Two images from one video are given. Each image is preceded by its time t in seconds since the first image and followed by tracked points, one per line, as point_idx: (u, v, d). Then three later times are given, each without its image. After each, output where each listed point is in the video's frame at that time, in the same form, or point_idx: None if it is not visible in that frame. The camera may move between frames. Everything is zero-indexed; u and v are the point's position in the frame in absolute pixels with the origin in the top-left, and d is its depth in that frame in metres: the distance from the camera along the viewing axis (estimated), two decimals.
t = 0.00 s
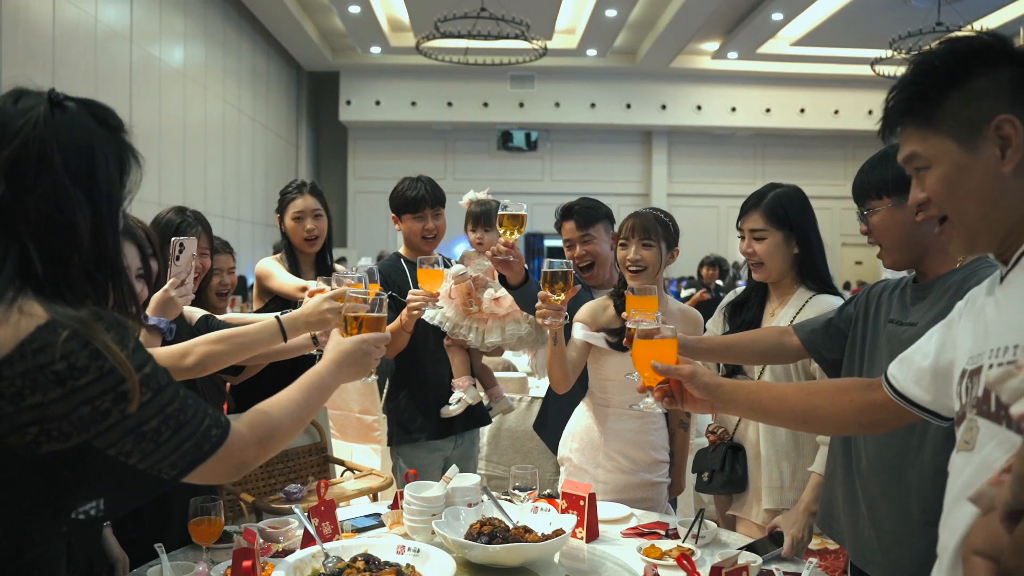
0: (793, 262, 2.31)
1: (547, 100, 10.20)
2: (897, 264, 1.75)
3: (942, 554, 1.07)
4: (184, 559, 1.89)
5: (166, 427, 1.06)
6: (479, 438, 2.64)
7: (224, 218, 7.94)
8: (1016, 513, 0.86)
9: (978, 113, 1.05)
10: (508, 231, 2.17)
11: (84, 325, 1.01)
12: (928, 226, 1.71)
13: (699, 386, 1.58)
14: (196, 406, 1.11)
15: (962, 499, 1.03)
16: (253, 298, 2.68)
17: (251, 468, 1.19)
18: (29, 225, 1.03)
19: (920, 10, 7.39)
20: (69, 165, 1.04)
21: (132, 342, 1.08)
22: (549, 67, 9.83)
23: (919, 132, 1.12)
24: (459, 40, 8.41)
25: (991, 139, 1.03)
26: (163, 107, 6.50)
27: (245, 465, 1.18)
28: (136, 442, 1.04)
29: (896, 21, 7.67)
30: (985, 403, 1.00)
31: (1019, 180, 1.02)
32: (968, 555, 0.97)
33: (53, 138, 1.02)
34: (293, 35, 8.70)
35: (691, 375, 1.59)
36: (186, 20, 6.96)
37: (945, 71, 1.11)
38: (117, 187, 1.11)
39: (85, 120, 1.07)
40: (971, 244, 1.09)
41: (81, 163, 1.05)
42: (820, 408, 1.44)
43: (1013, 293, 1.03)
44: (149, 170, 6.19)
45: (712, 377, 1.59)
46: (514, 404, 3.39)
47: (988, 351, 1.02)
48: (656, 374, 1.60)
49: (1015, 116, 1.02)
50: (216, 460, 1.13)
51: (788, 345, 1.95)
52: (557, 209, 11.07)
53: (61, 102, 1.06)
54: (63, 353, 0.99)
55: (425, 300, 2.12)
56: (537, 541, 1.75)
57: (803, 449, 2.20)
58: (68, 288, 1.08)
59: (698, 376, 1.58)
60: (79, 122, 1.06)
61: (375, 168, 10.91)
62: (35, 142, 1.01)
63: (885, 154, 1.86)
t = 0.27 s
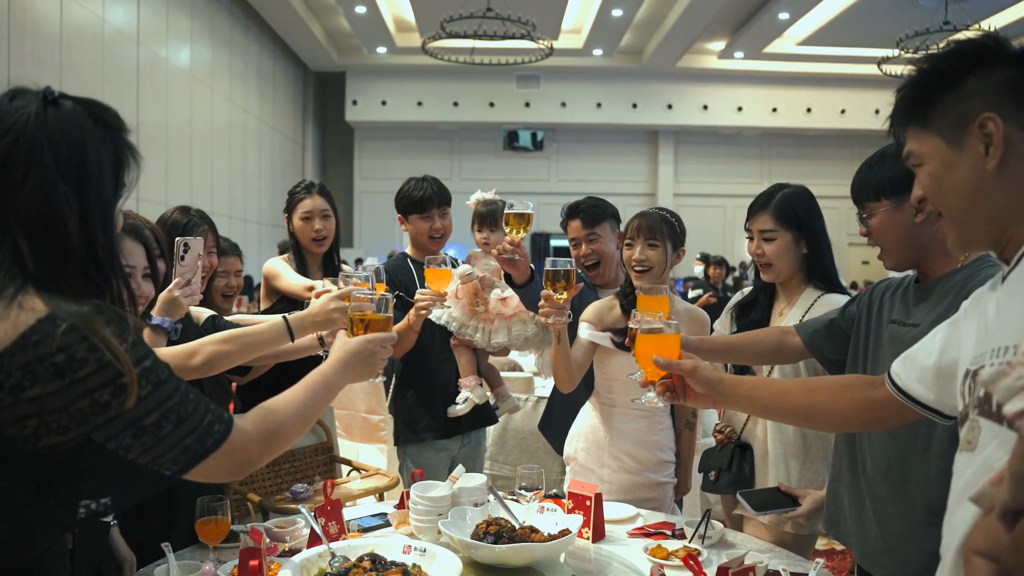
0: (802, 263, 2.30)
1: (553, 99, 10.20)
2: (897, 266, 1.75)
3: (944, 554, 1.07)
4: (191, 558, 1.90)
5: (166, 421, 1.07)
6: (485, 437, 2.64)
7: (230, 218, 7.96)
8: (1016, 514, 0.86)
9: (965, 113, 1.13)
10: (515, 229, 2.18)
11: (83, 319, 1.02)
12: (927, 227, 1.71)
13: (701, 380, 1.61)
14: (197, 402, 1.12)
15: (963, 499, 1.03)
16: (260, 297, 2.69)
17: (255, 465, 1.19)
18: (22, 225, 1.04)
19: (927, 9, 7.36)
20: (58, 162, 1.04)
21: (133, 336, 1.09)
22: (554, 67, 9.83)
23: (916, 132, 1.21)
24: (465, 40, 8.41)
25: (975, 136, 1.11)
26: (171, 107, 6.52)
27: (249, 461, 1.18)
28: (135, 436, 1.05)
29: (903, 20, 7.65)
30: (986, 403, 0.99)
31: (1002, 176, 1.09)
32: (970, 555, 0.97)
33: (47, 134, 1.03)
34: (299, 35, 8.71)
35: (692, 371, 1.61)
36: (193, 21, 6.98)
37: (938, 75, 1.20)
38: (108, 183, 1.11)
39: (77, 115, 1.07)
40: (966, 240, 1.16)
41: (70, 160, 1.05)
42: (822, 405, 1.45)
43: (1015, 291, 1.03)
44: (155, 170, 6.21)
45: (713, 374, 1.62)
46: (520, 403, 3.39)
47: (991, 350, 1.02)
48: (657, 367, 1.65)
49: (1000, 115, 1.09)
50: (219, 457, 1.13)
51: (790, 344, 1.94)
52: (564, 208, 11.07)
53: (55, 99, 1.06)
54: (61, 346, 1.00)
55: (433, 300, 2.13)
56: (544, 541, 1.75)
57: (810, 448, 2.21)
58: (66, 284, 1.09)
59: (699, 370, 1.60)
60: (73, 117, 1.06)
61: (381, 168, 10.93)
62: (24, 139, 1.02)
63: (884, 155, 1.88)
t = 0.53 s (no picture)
0: (812, 262, 2.30)
1: (562, 99, 10.20)
2: (900, 267, 1.75)
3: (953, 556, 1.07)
4: (199, 556, 1.90)
5: (178, 410, 1.08)
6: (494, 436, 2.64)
7: (239, 218, 7.99)
8: None
9: (971, 109, 1.14)
10: (523, 228, 2.18)
11: (93, 309, 1.03)
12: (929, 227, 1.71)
13: (700, 377, 1.63)
14: (209, 392, 1.13)
15: (972, 501, 1.02)
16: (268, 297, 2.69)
17: (265, 458, 1.21)
18: (27, 222, 1.04)
19: (937, 7, 7.33)
20: (56, 159, 1.04)
21: (142, 327, 1.10)
22: (563, 66, 9.83)
23: (921, 126, 1.22)
24: (472, 39, 8.41)
25: (981, 133, 1.12)
26: (179, 107, 6.54)
27: (260, 455, 1.19)
28: (147, 424, 1.06)
29: (914, 18, 7.62)
30: (995, 404, 0.99)
31: (1005, 174, 1.09)
32: (982, 557, 0.97)
33: (40, 133, 1.04)
34: (308, 35, 8.72)
35: (691, 367, 1.64)
36: (202, 20, 7.00)
37: (949, 71, 1.20)
38: (103, 176, 1.11)
39: (70, 115, 1.07)
40: (968, 238, 1.16)
41: (61, 159, 1.05)
42: (821, 405, 1.44)
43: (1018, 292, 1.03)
44: (163, 170, 6.22)
45: (714, 370, 1.64)
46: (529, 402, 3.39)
47: (999, 351, 1.02)
48: (657, 364, 1.69)
49: (1005, 112, 1.10)
50: (231, 448, 1.15)
51: (793, 344, 1.95)
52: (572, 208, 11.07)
53: (48, 100, 1.07)
54: (72, 336, 1.01)
55: (442, 300, 2.13)
56: (552, 541, 1.74)
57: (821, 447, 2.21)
58: (73, 274, 1.09)
59: (698, 367, 1.63)
60: (71, 116, 1.07)
61: (389, 168, 10.95)
62: (19, 137, 1.03)
63: (885, 154, 1.89)
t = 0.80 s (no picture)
0: (822, 261, 2.29)
1: (572, 98, 10.19)
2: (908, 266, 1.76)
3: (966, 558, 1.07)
4: (211, 555, 1.91)
5: (183, 402, 1.09)
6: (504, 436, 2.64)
7: (249, 217, 8.02)
8: None
9: (984, 106, 1.15)
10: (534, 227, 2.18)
11: (101, 305, 1.05)
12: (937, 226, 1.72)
13: (700, 376, 1.64)
14: (214, 387, 1.14)
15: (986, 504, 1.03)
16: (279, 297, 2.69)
17: (273, 455, 1.21)
18: (39, 221, 1.09)
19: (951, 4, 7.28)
20: (69, 165, 1.08)
21: (150, 323, 1.11)
22: (573, 65, 9.82)
23: (931, 121, 1.23)
24: (483, 38, 8.40)
25: (992, 131, 1.13)
26: (190, 107, 6.56)
27: (268, 451, 1.20)
28: (152, 417, 1.07)
29: (927, 16, 7.57)
30: (1006, 408, 1.01)
31: (1014, 172, 1.11)
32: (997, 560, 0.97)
33: (53, 141, 1.08)
34: (318, 34, 8.74)
35: (691, 366, 1.65)
36: (213, 21, 7.02)
37: (963, 65, 1.20)
38: (117, 183, 1.13)
39: (86, 127, 1.10)
40: (974, 236, 1.18)
41: (72, 164, 1.08)
42: (822, 405, 1.44)
43: None
44: (174, 170, 6.25)
45: (714, 370, 1.65)
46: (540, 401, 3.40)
47: (1008, 355, 1.04)
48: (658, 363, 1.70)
49: (1018, 109, 1.11)
50: (237, 441, 1.15)
51: (800, 344, 1.94)
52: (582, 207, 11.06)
53: (66, 112, 1.11)
54: (79, 329, 1.03)
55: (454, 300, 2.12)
56: (562, 540, 1.74)
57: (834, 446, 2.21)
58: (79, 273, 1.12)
59: (699, 365, 1.64)
60: (89, 129, 1.10)
61: (399, 167, 10.96)
62: (35, 146, 1.08)
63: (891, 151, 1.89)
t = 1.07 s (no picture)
0: (835, 258, 2.28)
1: (582, 97, 10.18)
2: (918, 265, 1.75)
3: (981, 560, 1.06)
4: (222, 554, 1.92)
5: (187, 396, 1.10)
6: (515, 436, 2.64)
7: (260, 217, 8.05)
8: None
9: (994, 105, 1.16)
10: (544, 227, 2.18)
11: (110, 303, 1.07)
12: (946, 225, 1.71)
13: (707, 376, 1.63)
14: (219, 384, 1.15)
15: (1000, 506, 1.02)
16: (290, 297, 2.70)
17: (275, 454, 1.22)
18: (50, 222, 1.10)
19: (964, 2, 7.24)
20: (81, 169, 1.10)
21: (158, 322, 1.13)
22: (583, 65, 9.82)
23: (941, 121, 1.24)
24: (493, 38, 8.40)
25: (1004, 129, 1.14)
26: (202, 107, 6.59)
27: (270, 450, 1.21)
28: (156, 410, 1.08)
29: (940, 13, 7.52)
30: (1020, 409, 1.02)
31: None
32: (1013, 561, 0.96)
33: (67, 149, 1.10)
34: (328, 35, 8.77)
35: (697, 366, 1.64)
36: (224, 22, 7.05)
37: (974, 64, 1.21)
38: (129, 190, 1.16)
39: (100, 139, 1.12)
40: (985, 235, 1.18)
41: (84, 167, 1.10)
42: (827, 403, 1.43)
43: None
44: (185, 171, 6.28)
45: (721, 369, 1.63)
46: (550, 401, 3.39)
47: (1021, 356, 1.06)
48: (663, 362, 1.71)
49: None
50: (240, 438, 1.16)
51: (808, 344, 1.94)
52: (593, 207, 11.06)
53: (81, 122, 1.14)
54: (86, 323, 1.04)
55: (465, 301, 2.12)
56: (573, 540, 1.74)
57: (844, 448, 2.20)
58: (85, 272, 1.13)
59: (705, 365, 1.63)
60: (102, 141, 1.12)
61: (408, 168, 10.97)
62: (50, 152, 1.10)
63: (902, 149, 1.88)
